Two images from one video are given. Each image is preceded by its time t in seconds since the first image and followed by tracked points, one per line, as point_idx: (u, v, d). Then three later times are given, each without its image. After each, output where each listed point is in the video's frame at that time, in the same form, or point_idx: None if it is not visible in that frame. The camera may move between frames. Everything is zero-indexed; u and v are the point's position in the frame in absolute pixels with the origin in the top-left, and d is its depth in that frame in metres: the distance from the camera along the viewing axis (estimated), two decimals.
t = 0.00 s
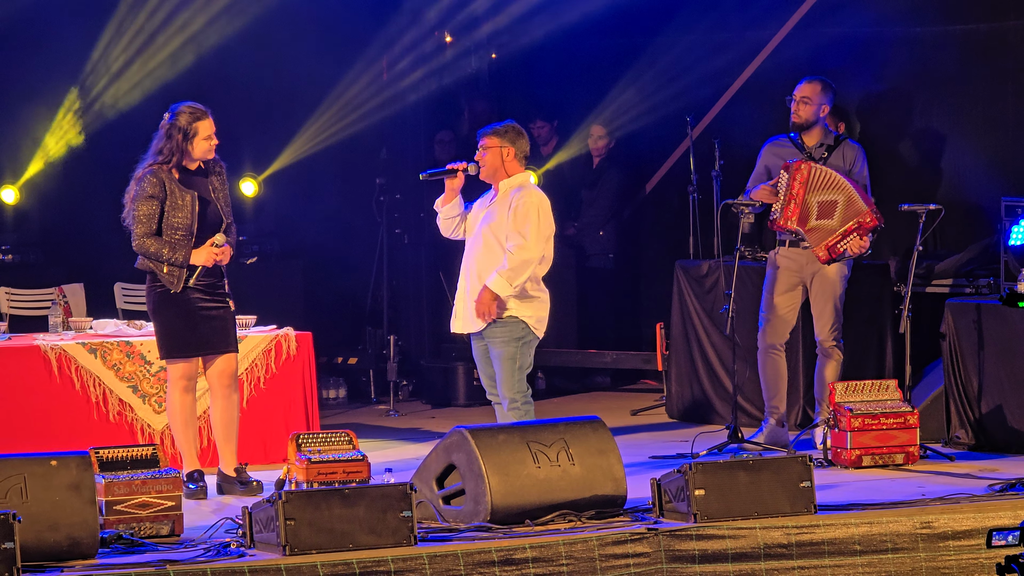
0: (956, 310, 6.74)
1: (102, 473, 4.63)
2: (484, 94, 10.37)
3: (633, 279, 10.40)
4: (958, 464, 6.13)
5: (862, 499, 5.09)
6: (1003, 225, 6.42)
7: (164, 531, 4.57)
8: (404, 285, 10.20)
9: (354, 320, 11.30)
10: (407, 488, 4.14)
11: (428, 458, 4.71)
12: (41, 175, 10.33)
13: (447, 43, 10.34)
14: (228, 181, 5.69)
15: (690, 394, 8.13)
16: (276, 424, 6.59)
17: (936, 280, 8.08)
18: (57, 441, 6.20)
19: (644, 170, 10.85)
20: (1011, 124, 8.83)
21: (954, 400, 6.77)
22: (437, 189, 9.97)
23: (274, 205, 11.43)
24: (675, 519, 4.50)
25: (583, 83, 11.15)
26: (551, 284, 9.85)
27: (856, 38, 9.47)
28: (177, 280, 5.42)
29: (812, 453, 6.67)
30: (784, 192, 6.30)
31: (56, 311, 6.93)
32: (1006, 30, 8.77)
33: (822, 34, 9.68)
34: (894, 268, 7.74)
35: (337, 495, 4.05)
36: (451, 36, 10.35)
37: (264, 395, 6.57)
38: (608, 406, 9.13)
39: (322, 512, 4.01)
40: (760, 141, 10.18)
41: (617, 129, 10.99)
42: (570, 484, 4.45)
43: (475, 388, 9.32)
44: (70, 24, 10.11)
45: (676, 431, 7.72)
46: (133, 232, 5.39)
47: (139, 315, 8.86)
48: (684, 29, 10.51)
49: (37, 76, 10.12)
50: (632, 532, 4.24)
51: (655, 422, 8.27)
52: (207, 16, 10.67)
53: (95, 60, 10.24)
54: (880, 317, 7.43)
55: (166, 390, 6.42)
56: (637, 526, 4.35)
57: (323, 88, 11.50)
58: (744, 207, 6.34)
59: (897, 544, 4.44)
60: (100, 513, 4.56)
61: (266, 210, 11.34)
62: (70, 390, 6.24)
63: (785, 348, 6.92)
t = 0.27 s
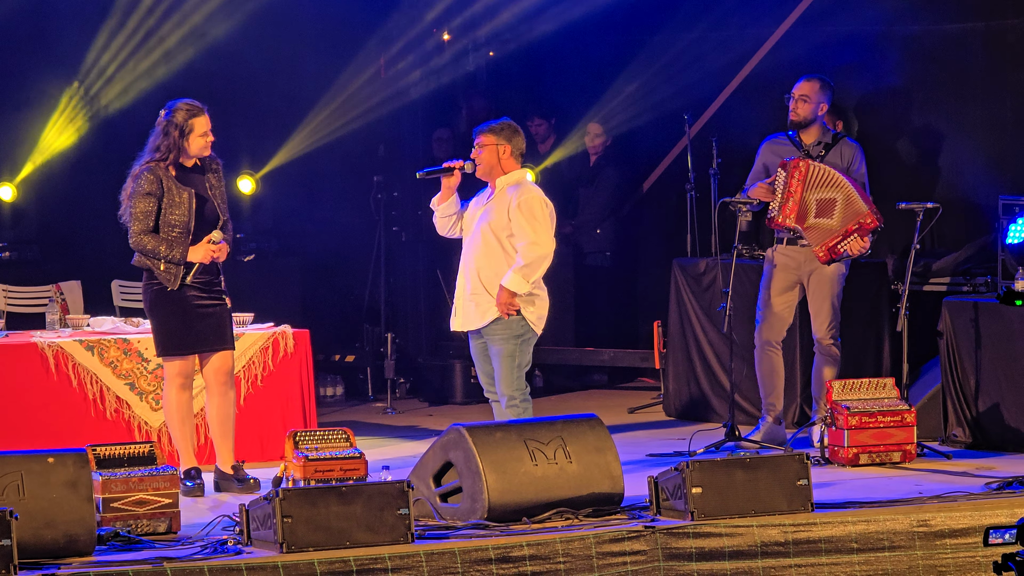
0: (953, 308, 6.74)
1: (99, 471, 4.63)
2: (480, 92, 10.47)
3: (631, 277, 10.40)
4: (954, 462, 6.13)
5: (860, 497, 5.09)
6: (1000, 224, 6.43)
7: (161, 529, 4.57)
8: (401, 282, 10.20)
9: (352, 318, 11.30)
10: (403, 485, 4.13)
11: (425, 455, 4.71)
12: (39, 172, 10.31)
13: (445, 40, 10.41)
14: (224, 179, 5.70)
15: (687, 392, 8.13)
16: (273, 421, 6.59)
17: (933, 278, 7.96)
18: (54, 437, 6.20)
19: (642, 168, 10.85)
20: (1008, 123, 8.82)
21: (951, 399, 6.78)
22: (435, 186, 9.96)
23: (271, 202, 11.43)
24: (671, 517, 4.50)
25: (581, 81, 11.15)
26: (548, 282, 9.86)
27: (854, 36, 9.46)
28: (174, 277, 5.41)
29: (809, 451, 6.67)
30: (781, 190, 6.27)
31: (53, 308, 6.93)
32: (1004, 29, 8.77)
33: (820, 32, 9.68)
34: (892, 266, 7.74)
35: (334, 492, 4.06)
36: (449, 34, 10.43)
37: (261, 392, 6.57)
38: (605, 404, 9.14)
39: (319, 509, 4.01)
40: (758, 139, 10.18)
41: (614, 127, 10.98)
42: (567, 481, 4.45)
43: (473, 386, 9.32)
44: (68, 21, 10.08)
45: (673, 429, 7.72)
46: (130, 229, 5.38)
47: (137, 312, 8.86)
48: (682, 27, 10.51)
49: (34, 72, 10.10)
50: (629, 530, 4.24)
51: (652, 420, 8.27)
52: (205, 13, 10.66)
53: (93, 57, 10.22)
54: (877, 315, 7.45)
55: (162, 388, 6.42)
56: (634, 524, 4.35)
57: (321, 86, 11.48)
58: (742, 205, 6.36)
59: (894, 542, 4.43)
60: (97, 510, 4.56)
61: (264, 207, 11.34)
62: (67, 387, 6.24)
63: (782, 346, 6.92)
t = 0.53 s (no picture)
0: (950, 303, 6.73)
1: (97, 469, 4.64)
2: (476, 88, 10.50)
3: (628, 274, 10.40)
4: (952, 458, 6.13)
5: (858, 494, 5.08)
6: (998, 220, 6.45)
7: (159, 527, 4.55)
8: (398, 280, 10.20)
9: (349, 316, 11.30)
10: (401, 483, 4.13)
11: (422, 453, 4.70)
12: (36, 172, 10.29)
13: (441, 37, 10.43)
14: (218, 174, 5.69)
15: (685, 389, 8.13)
16: (270, 419, 6.59)
17: (930, 274, 8.03)
18: (51, 436, 6.20)
19: (639, 165, 10.84)
20: (1005, 119, 8.82)
21: (949, 394, 6.77)
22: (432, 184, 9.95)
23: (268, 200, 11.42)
24: (669, 514, 4.50)
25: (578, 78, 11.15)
26: (546, 279, 9.86)
27: (850, 32, 9.45)
28: (171, 276, 5.42)
29: (807, 448, 6.67)
30: (779, 186, 6.28)
31: (50, 307, 6.93)
32: (1000, 25, 8.77)
33: (816, 29, 9.68)
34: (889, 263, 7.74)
35: (332, 490, 4.06)
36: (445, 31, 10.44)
37: (259, 390, 6.57)
38: (602, 401, 9.13)
39: (316, 508, 4.01)
40: (755, 135, 10.17)
41: (610, 124, 10.97)
42: (564, 479, 4.44)
43: (470, 383, 9.32)
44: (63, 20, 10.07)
45: (670, 426, 7.72)
46: (125, 229, 5.39)
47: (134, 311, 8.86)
48: (678, 24, 10.51)
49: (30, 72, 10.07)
50: (627, 527, 4.24)
51: (649, 417, 8.28)
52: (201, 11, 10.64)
53: (88, 56, 10.21)
54: (874, 312, 7.44)
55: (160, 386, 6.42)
56: (631, 521, 4.36)
57: (316, 83, 11.47)
58: (738, 201, 6.37)
59: (892, 538, 4.43)
60: (95, 509, 4.56)
61: (260, 205, 11.33)
62: (65, 386, 6.23)
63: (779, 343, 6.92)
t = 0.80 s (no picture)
0: (947, 302, 6.72)
1: (93, 467, 4.64)
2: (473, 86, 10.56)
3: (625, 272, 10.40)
4: (949, 457, 6.13)
5: (853, 492, 5.08)
6: (993, 218, 6.49)
7: (155, 525, 4.55)
8: (395, 277, 10.19)
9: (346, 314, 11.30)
10: (397, 480, 4.13)
11: (418, 451, 4.70)
12: (34, 168, 10.28)
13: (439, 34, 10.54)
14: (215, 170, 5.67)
15: (681, 388, 8.13)
16: (267, 417, 6.58)
17: (926, 273, 8.04)
18: (48, 433, 6.19)
19: (635, 163, 10.85)
20: (1002, 117, 8.82)
21: (945, 393, 6.76)
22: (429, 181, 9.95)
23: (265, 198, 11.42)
24: (665, 512, 4.50)
25: (575, 77, 11.16)
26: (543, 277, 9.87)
27: (847, 30, 9.45)
28: (167, 272, 5.41)
29: (803, 446, 6.68)
30: (777, 183, 6.28)
31: (46, 304, 6.92)
32: (996, 23, 8.77)
33: (813, 27, 9.68)
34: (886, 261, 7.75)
35: (327, 488, 4.05)
36: (443, 28, 10.56)
37: (255, 387, 6.57)
38: (599, 399, 9.14)
39: (312, 505, 4.01)
40: (752, 134, 10.18)
41: (607, 122, 10.97)
42: (560, 477, 4.44)
43: (467, 381, 9.32)
44: (61, 16, 10.07)
45: (666, 424, 7.72)
46: (120, 226, 5.40)
47: (131, 308, 8.85)
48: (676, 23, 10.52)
49: (29, 68, 10.05)
50: (623, 525, 4.24)
51: (645, 415, 8.28)
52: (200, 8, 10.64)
53: (87, 52, 10.21)
54: (870, 310, 7.44)
55: (156, 384, 6.42)
56: (627, 519, 4.35)
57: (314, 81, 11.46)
58: (735, 200, 6.41)
59: (887, 537, 4.42)
60: (91, 506, 4.56)
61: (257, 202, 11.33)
62: (61, 383, 6.23)
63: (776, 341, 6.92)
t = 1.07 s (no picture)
0: (946, 297, 6.72)
1: (93, 466, 4.64)
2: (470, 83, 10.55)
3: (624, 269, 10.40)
4: (949, 451, 6.13)
5: (853, 487, 5.08)
6: (993, 213, 6.45)
7: (155, 523, 4.54)
8: (394, 275, 10.18)
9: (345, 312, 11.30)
10: (397, 478, 4.13)
11: (418, 448, 4.70)
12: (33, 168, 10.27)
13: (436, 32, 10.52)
14: (215, 169, 5.65)
15: (681, 384, 8.12)
16: (267, 415, 6.58)
17: (925, 268, 8.05)
18: (47, 433, 6.19)
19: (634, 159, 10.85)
20: (1000, 111, 8.82)
21: (945, 388, 6.76)
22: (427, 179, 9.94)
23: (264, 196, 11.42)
24: (665, 508, 4.50)
25: (573, 74, 11.15)
26: (541, 274, 9.87)
27: (845, 25, 9.44)
28: (165, 270, 5.40)
29: (803, 441, 6.68)
30: (777, 179, 6.27)
31: (45, 303, 6.91)
32: (994, 18, 8.77)
33: (811, 23, 9.68)
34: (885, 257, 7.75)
35: (328, 486, 4.05)
36: (440, 25, 10.54)
37: (255, 386, 6.57)
38: (599, 396, 9.14)
39: (312, 503, 4.01)
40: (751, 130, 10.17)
41: (605, 118, 10.96)
42: (561, 473, 4.44)
43: (466, 378, 9.33)
44: (58, 16, 10.07)
45: (666, 421, 7.72)
46: (119, 226, 5.41)
47: (130, 307, 8.85)
48: (673, 19, 10.52)
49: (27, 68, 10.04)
50: (623, 522, 4.24)
51: (645, 412, 8.28)
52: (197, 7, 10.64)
53: (85, 51, 10.21)
54: (870, 305, 7.43)
55: (156, 382, 6.41)
56: (628, 516, 4.35)
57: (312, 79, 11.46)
58: (733, 196, 6.36)
59: (888, 532, 4.43)
60: (92, 505, 4.56)
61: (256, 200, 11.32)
62: (61, 382, 6.23)
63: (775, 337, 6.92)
